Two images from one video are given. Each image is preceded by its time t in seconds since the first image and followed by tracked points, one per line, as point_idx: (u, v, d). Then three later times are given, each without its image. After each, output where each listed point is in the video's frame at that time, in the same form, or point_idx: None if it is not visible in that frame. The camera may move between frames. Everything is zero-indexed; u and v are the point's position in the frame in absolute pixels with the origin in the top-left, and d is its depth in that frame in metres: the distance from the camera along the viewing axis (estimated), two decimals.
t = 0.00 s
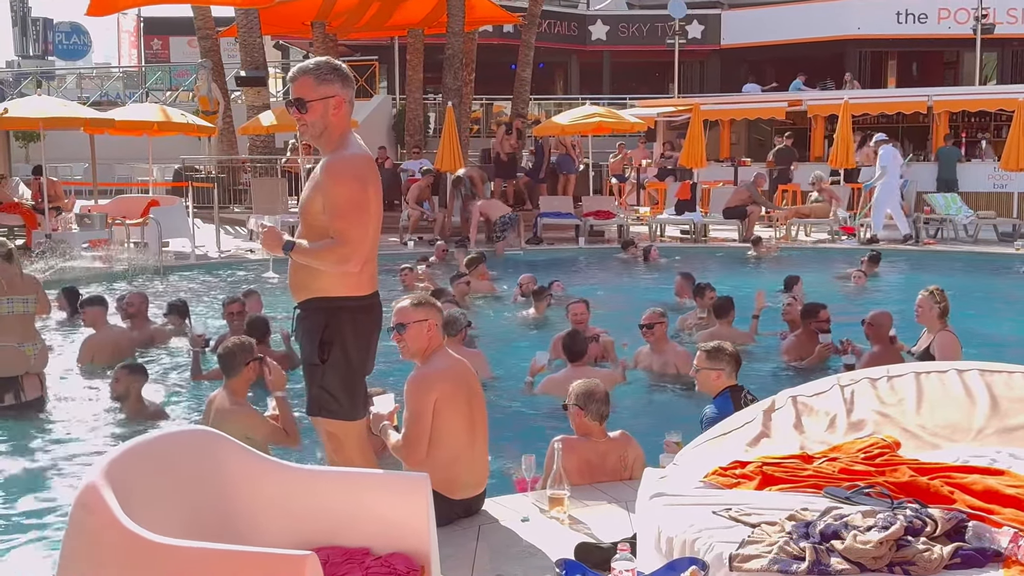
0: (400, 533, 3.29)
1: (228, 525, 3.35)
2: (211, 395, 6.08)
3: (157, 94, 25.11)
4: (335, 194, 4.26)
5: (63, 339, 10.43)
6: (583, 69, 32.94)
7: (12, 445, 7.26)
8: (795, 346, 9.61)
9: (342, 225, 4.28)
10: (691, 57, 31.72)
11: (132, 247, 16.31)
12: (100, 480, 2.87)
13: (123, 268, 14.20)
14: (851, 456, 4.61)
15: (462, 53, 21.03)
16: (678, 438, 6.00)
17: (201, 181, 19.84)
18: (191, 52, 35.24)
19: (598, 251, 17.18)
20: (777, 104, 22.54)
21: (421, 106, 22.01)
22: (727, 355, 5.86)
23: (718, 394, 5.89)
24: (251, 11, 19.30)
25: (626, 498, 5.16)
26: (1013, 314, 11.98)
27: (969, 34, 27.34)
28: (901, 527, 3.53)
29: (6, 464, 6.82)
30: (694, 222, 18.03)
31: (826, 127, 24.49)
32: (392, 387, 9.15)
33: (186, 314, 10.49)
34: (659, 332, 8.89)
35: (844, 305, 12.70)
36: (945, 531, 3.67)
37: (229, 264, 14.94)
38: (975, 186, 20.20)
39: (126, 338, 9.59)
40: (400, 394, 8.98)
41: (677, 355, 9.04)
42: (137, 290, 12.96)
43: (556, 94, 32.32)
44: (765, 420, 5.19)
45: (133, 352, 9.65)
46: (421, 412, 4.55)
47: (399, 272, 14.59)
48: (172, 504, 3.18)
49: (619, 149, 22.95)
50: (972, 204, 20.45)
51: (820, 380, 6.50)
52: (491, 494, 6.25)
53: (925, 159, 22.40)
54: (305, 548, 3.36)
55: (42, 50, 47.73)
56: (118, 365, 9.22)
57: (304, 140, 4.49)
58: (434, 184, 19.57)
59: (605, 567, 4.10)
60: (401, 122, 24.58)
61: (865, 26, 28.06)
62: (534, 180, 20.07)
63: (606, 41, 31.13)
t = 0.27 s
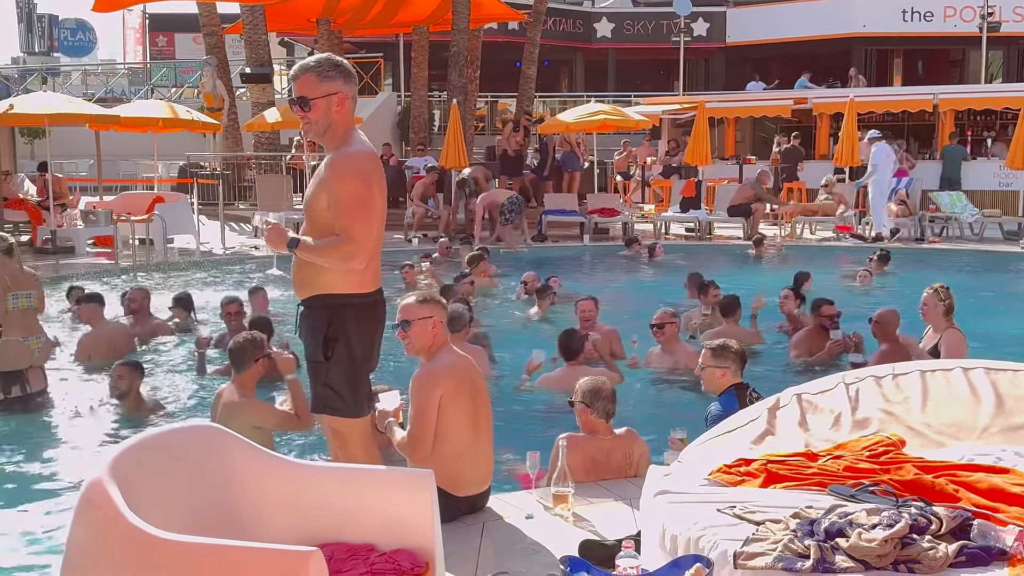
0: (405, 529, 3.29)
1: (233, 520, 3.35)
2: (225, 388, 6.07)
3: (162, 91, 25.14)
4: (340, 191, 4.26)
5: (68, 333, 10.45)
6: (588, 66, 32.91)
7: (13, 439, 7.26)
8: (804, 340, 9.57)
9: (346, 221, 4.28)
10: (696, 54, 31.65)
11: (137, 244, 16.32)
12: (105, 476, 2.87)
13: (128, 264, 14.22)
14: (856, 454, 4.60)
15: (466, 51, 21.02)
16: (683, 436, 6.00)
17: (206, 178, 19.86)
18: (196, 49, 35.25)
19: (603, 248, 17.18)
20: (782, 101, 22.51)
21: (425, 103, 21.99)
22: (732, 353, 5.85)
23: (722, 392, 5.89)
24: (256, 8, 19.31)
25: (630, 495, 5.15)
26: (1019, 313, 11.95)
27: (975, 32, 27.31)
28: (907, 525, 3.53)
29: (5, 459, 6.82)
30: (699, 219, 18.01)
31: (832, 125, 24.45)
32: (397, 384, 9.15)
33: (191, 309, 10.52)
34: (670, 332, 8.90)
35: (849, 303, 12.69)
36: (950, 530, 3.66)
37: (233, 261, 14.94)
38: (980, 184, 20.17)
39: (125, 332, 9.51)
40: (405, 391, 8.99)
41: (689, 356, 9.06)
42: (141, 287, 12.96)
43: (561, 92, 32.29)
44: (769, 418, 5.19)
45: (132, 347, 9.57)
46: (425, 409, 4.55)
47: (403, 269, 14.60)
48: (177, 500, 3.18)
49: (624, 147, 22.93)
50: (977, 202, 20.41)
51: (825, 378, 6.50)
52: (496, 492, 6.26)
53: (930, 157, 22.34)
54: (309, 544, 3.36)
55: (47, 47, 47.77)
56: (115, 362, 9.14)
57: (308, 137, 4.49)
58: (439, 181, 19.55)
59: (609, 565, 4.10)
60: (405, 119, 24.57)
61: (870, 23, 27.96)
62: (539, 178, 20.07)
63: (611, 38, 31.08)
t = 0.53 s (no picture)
0: (408, 527, 3.30)
1: (235, 516, 3.35)
2: (229, 382, 6.13)
3: (165, 87, 25.16)
4: (344, 189, 4.25)
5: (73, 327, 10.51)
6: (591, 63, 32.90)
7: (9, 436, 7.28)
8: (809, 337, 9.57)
9: (351, 218, 4.27)
10: (699, 51, 31.61)
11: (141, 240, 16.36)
12: (109, 473, 2.88)
13: (131, 260, 14.22)
14: (859, 453, 4.60)
15: (469, 47, 21.02)
16: (686, 434, 6.00)
17: (210, 174, 19.87)
18: (199, 45, 35.27)
19: (606, 246, 17.17)
20: (786, 99, 22.49)
21: (428, 100, 21.98)
22: (736, 352, 5.85)
23: (725, 390, 5.89)
24: (259, 4, 19.30)
25: (633, 493, 5.15)
26: None
27: (979, 30, 27.30)
28: (910, 523, 3.53)
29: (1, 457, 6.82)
30: (702, 217, 17.99)
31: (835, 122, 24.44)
32: (400, 381, 9.15)
33: (194, 307, 10.50)
34: (676, 332, 8.85)
35: (852, 301, 12.68)
36: (953, 528, 3.66)
37: (236, 257, 14.95)
38: (984, 182, 20.10)
39: (122, 329, 9.41)
40: (407, 389, 8.99)
41: (693, 356, 9.04)
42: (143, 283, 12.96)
43: (564, 89, 32.28)
44: (772, 416, 5.19)
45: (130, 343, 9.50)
46: (428, 407, 4.55)
47: (406, 266, 14.60)
48: (180, 497, 3.18)
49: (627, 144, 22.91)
50: (981, 200, 20.38)
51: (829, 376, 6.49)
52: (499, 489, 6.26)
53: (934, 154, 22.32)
54: (312, 541, 3.37)
55: (51, 43, 47.82)
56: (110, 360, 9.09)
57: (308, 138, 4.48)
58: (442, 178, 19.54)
59: (612, 562, 4.10)
60: (409, 116, 24.57)
61: (874, 21, 27.92)
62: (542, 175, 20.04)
63: (614, 35, 31.09)
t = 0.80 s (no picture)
0: (409, 522, 3.30)
1: (237, 510, 3.35)
2: (230, 377, 6.14)
3: (167, 84, 25.19)
4: (339, 186, 4.26)
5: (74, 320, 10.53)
6: (593, 60, 32.90)
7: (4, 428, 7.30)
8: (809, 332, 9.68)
9: (350, 215, 4.27)
10: (701, 49, 31.58)
11: (142, 236, 16.39)
12: (111, 468, 2.88)
13: (132, 256, 14.23)
14: (860, 450, 4.60)
15: (471, 44, 21.01)
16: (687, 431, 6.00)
17: (211, 171, 19.88)
18: (201, 42, 35.28)
19: (608, 243, 17.17)
20: (788, 96, 22.49)
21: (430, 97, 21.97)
22: (739, 349, 5.84)
23: (729, 387, 5.89)
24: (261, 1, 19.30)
25: (635, 490, 5.15)
26: None
27: (982, 28, 27.31)
28: (911, 521, 3.53)
29: None
30: (703, 214, 17.98)
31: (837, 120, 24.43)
32: (401, 378, 9.15)
33: (196, 302, 10.47)
34: (677, 331, 8.86)
35: (854, 299, 12.66)
36: (955, 526, 3.66)
37: (238, 253, 14.97)
38: (986, 180, 20.09)
39: (120, 324, 9.43)
40: (409, 385, 8.99)
41: (696, 354, 9.04)
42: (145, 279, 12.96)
43: (566, 86, 32.28)
44: (774, 413, 5.19)
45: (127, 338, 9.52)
46: (431, 403, 4.55)
47: (407, 263, 14.60)
48: (181, 493, 3.18)
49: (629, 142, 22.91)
50: (982, 198, 20.35)
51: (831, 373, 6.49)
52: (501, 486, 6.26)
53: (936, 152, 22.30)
54: (313, 537, 3.37)
55: (53, 39, 47.88)
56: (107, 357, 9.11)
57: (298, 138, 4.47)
58: (443, 175, 19.54)
59: (613, 559, 4.10)
60: (410, 113, 24.58)
61: (876, 18, 27.91)
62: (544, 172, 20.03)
63: (616, 33, 31.12)
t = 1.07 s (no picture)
0: (408, 518, 3.30)
1: (237, 507, 3.35)
2: (234, 374, 6.13)
3: (167, 81, 25.19)
4: (325, 184, 4.25)
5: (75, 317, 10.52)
6: (594, 58, 32.87)
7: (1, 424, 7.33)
8: (805, 331, 9.73)
9: (334, 214, 4.29)
10: (702, 46, 31.52)
11: (143, 233, 16.37)
12: (111, 466, 2.87)
13: (132, 252, 14.22)
14: (862, 449, 4.60)
15: (472, 41, 20.99)
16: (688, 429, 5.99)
17: (212, 168, 19.87)
18: (202, 39, 35.24)
19: (609, 241, 17.16)
20: (789, 94, 22.50)
21: (431, 94, 21.95)
22: (742, 347, 5.83)
23: (730, 386, 5.89)
24: None
25: (635, 488, 5.15)
26: None
27: (983, 26, 27.37)
28: (912, 519, 3.53)
29: None
30: (704, 212, 17.98)
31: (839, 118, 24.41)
32: (401, 375, 9.15)
33: (197, 301, 10.43)
34: (678, 328, 8.99)
35: (855, 297, 12.67)
36: (956, 524, 3.65)
37: (238, 251, 14.95)
38: (987, 178, 20.07)
39: (121, 323, 9.44)
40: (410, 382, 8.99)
41: (698, 353, 9.06)
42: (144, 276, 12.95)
43: (567, 83, 32.24)
44: (775, 411, 5.19)
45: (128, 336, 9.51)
46: (429, 401, 4.54)
47: (408, 260, 14.59)
48: (182, 488, 3.18)
49: (630, 139, 22.91)
50: (983, 196, 20.33)
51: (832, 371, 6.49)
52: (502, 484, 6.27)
53: (937, 150, 22.30)
54: (314, 534, 3.37)
55: (53, 36, 47.83)
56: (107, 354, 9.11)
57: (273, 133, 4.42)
58: (444, 172, 19.51)
59: (614, 557, 4.09)
60: (411, 110, 24.56)
61: (878, 16, 27.95)
62: (545, 169, 20.01)
63: (617, 30, 31.06)
